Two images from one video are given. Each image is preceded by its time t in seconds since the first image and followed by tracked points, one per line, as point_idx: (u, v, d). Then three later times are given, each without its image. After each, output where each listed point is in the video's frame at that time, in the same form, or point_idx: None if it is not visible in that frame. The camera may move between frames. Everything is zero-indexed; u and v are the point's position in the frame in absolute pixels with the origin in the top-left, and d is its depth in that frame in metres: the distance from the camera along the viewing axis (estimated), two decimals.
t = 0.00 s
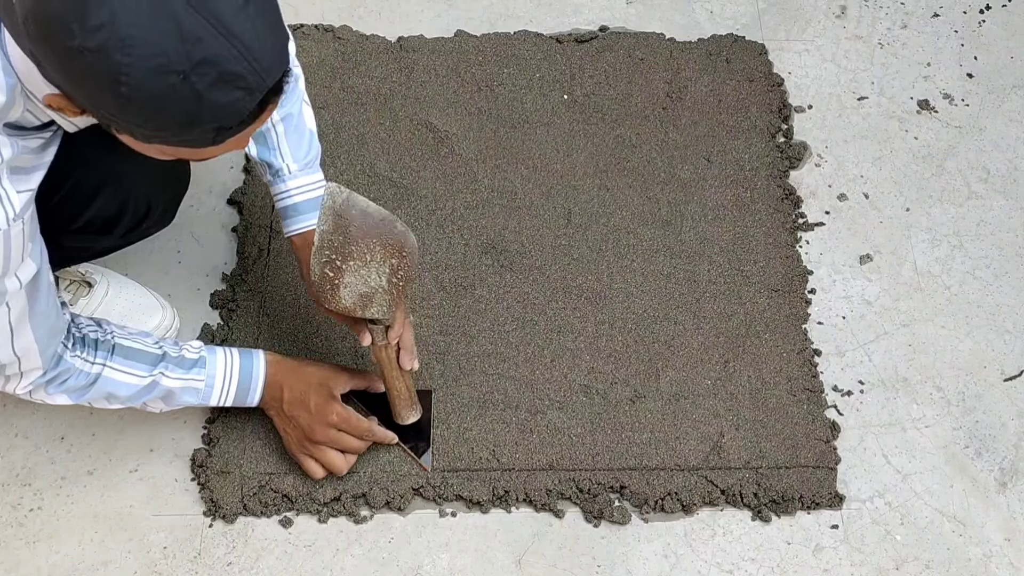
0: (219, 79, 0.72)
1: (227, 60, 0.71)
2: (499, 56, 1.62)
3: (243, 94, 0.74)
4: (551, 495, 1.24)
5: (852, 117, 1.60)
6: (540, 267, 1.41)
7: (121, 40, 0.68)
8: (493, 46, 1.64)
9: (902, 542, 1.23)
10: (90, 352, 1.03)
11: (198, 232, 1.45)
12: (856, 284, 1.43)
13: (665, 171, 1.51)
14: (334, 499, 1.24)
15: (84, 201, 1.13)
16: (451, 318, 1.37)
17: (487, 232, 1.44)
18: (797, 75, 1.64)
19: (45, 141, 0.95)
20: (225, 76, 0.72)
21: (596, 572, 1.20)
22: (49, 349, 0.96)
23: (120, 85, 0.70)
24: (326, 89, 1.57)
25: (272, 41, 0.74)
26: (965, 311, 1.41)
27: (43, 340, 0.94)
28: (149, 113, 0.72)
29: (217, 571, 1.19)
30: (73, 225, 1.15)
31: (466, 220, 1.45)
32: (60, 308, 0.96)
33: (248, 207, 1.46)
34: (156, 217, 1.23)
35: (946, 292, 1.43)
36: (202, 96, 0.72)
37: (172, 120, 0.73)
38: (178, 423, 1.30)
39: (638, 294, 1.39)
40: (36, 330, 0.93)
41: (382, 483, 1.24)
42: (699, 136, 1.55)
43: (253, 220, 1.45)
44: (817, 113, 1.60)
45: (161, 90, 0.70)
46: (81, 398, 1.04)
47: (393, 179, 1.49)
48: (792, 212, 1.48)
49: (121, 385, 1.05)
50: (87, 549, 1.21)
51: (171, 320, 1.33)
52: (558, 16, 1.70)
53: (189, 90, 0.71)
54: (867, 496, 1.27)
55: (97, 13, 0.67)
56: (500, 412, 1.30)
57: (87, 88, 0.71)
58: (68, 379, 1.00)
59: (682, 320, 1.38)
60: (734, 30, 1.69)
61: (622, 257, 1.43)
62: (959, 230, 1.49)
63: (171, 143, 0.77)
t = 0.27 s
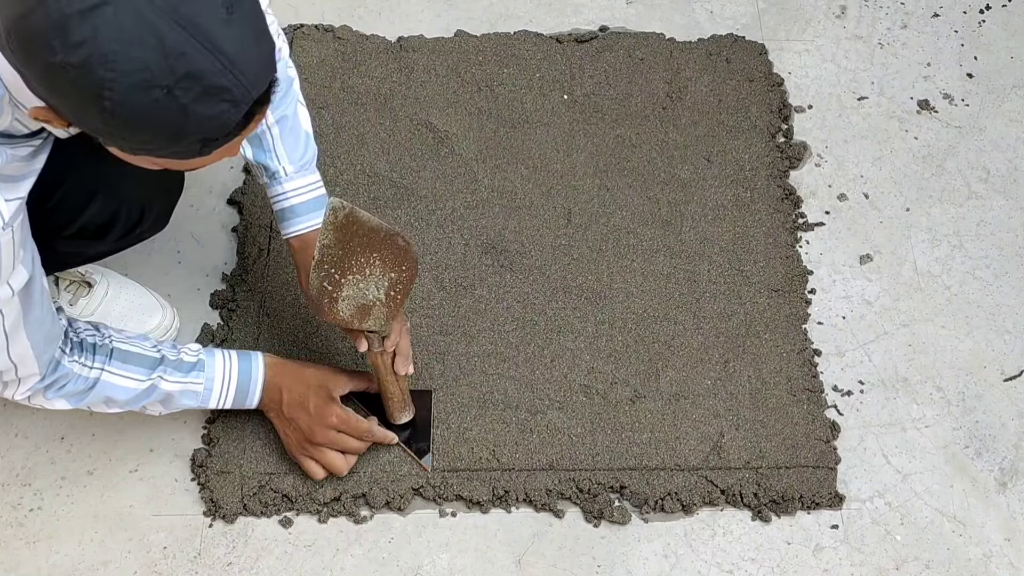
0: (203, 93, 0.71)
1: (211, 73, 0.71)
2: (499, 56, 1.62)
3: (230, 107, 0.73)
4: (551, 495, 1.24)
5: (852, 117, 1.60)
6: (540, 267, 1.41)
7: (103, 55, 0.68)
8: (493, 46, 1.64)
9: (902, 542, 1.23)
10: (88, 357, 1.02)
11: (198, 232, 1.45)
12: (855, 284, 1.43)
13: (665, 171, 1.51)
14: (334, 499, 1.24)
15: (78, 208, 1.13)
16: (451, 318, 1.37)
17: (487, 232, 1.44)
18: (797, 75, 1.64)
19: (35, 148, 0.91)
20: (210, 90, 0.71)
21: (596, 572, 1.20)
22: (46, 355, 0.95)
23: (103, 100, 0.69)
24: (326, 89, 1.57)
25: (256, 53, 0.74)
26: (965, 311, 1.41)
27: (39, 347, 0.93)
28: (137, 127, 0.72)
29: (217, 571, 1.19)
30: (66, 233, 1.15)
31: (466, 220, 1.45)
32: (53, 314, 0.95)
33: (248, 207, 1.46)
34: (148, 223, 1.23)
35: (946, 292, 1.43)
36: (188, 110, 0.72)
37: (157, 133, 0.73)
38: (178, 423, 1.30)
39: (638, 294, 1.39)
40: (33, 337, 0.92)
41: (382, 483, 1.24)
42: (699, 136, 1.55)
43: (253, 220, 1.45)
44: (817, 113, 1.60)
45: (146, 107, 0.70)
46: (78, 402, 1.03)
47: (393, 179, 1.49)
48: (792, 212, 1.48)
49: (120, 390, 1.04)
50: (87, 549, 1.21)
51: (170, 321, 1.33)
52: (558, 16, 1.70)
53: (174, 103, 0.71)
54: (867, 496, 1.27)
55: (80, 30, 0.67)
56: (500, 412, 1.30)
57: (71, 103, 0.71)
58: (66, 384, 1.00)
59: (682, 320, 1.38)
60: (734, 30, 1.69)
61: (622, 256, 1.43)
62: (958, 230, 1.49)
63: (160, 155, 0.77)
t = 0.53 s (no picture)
0: (162, 58, 0.71)
1: (168, 38, 0.71)
2: (499, 56, 1.62)
3: (191, 70, 0.73)
4: (551, 495, 1.24)
5: (852, 117, 1.59)
6: (540, 267, 1.41)
7: (58, 29, 0.68)
8: (493, 46, 1.64)
9: (902, 542, 1.23)
10: (88, 356, 1.01)
11: (198, 232, 1.45)
12: (855, 284, 1.43)
13: (665, 171, 1.51)
14: (333, 499, 1.24)
15: (54, 196, 1.11)
16: (451, 318, 1.37)
17: (487, 232, 1.44)
18: (797, 75, 1.64)
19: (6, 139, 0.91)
20: (168, 55, 0.71)
21: (596, 572, 1.20)
22: (36, 354, 0.93)
23: (63, 74, 0.69)
24: (326, 89, 1.57)
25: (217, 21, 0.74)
26: (965, 311, 1.41)
27: (26, 346, 0.91)
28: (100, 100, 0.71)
29: (217, 571, 1.19)
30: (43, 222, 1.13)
31: (466, 220, 1.45)
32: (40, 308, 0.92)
33: (248, 207, 1.46)
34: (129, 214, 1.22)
35: (946, 292, 1.43)
36: (148, 77, 0.71)
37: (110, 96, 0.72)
38: (178, 423, 1.30)
39: (638, 294, 1.39)
40: (19, 336, 0.89)
41: (382, 483, 1.25)
42: (698, 136, 1.55)
43: (253, 220, 1.45)
44: (816, 113, 1.60)
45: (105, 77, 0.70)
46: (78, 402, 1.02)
47: (393, 179, 1.49)
48: (792, 212, 1.48)
49: (120, 389, 1.03)
50: (87, 549, 1.21)
51: (170, 321, 1.33)
52: (558, 16, 1.70)
53: (135, 71, 0.71)
54: (868, 496, 1.27)
55: (32, 6, 0.67)
56: (500, 412, 1.30)
57: (36, 85, 0.71)
58: (67, 384, 0.99)
59: (682, 321, 1.38)
60: (734, 30, 1.69)
61: (623, 256, 1.43)
62: (959, 230, 1.49)
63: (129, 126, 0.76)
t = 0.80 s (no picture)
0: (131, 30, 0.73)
1: None
2: (499, 56, 1.62)
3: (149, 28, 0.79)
4: (551, 495, 1.24)
5: (852, 117, 1.60)
6: (540, 267, 1.41)
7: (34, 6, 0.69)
8: (493, 46, 1.64)
9: (902, 541, 1.23)
10: (70, 321, 0.84)
11: (198, 232, 1.45)
12: (855, 283, 1.43)
13: (665, 171, 1.51)
14: (333, 498, 1.23)
15: (11, 115, 0.98)
16: (451, 318, 1.37)
17: (487, 232, 1.44)
18: (797, 75, 1.64)
19: None
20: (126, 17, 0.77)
21: (596, 572, 1.20)
22: (25, 305, 0.79)
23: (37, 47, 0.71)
24: (326, 89, 1.57)
25: None
26: (965, 311, 1.41)
27: (15, 285, 0.78)
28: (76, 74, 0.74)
29: (217, 571, 1.19)
30: (40, 171, 1.03)
31: (466, 220, 1.45)
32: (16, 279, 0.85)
33: (248, 207, 1.46)
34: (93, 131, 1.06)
35: (946, 292, 1.43)
36: None
37: None
38: (178, 423, 1.30)
39: (638, 294, 1.39)
40: (6, 270, 0.78)
41: (382, 483, 1.24)
42: (698, 136, 1.55)
43: (253, 220, 1.45)
44: (817, 113, 1.60)
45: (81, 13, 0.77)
46: (74, 375, 0.84)
47: (393, 179, 1.49)
48: (792, 212, 1.48)
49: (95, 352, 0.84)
50: (87, 549, 1.21)
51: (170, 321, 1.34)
52: (558, 16, 1.70)
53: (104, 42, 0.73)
54: (868, 496, 1.27)
55: None
56: (500, 412, 1.30)
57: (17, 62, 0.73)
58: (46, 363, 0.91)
59: (682, 321, 1.38)
60: (734, 30, 1.69)
61: (623, 256, 1.43)
62: (958, 230, 1.49)
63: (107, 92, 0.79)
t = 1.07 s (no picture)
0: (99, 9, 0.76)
1: None
2: (499, 56, 1.62)
3: None
4: (551, 495, 1.24)
5: (852, 116, 1.60)
6: (540, 267, 1.41)
7: None
8: (493, 46, 1.64)
9: (902, 541, 1.23)
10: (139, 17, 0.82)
11: (198, 232, 1.45)
12: (855, 283, 1.43)
13: (665, 171, 1.51)
14: (333, 498, 1.23)
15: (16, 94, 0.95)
16: (451, 318, 1.37)
17: (487, 232, 1.44)
18: (797, 75, 1.64)
19: None
20: None
21: (597, 572, 1.20)
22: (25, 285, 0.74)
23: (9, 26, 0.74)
24: (326, 89, 1.57)
25: None
26: (965, 311, 1.41)
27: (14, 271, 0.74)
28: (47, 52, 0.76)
29: (217, 571, 1.19)
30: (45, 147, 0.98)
31: (466, 220, 1.45)
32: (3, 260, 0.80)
33: (248, 207, 1.46)
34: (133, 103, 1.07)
35: (946, 292, 1.43)
36: None
37: None
38: (178, 423, 1.30)
39: (638, 294, 1.39)
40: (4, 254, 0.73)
41: (382, 483, 1.24)
42: (698, 135, 1.55)
43: (253, 220, 1.45)
44: (817, 113, 1.60)
45: None
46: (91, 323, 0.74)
47: (393, 179, 1.49)
48: (792, 212, 1.48)
49: None
50: (87, 549, 1.21)
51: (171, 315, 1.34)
52: (558, 16, 1.70)
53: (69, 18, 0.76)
54: (868, 496, 1.27)
55: None
56: (500, 412, 1.30)
57: None
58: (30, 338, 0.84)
59: (683, 321, 1.38)
60: (734, 30, 1.69)
61: (623, 256, 1.43)
62: (958, 230, 1.49)
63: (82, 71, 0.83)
